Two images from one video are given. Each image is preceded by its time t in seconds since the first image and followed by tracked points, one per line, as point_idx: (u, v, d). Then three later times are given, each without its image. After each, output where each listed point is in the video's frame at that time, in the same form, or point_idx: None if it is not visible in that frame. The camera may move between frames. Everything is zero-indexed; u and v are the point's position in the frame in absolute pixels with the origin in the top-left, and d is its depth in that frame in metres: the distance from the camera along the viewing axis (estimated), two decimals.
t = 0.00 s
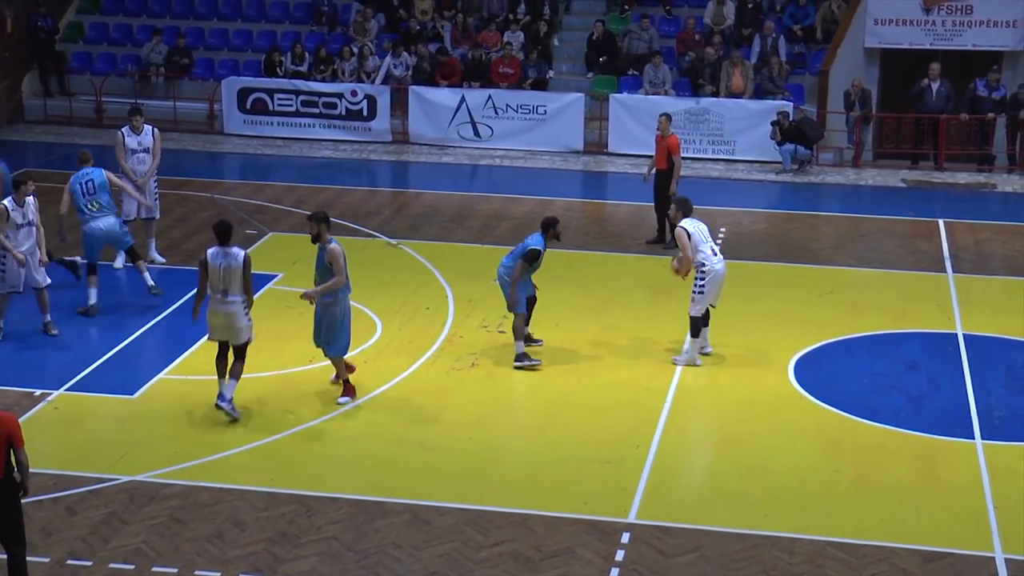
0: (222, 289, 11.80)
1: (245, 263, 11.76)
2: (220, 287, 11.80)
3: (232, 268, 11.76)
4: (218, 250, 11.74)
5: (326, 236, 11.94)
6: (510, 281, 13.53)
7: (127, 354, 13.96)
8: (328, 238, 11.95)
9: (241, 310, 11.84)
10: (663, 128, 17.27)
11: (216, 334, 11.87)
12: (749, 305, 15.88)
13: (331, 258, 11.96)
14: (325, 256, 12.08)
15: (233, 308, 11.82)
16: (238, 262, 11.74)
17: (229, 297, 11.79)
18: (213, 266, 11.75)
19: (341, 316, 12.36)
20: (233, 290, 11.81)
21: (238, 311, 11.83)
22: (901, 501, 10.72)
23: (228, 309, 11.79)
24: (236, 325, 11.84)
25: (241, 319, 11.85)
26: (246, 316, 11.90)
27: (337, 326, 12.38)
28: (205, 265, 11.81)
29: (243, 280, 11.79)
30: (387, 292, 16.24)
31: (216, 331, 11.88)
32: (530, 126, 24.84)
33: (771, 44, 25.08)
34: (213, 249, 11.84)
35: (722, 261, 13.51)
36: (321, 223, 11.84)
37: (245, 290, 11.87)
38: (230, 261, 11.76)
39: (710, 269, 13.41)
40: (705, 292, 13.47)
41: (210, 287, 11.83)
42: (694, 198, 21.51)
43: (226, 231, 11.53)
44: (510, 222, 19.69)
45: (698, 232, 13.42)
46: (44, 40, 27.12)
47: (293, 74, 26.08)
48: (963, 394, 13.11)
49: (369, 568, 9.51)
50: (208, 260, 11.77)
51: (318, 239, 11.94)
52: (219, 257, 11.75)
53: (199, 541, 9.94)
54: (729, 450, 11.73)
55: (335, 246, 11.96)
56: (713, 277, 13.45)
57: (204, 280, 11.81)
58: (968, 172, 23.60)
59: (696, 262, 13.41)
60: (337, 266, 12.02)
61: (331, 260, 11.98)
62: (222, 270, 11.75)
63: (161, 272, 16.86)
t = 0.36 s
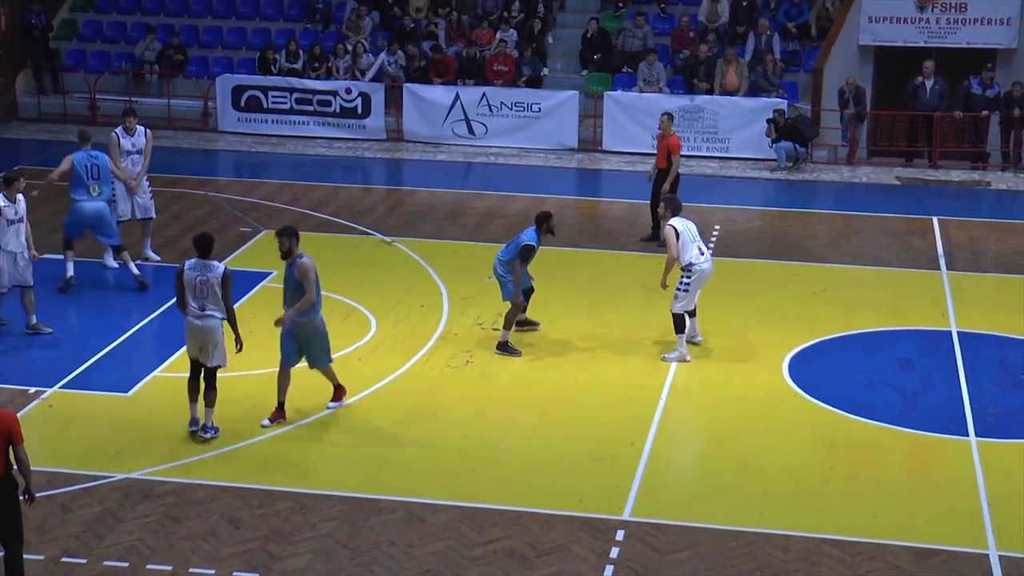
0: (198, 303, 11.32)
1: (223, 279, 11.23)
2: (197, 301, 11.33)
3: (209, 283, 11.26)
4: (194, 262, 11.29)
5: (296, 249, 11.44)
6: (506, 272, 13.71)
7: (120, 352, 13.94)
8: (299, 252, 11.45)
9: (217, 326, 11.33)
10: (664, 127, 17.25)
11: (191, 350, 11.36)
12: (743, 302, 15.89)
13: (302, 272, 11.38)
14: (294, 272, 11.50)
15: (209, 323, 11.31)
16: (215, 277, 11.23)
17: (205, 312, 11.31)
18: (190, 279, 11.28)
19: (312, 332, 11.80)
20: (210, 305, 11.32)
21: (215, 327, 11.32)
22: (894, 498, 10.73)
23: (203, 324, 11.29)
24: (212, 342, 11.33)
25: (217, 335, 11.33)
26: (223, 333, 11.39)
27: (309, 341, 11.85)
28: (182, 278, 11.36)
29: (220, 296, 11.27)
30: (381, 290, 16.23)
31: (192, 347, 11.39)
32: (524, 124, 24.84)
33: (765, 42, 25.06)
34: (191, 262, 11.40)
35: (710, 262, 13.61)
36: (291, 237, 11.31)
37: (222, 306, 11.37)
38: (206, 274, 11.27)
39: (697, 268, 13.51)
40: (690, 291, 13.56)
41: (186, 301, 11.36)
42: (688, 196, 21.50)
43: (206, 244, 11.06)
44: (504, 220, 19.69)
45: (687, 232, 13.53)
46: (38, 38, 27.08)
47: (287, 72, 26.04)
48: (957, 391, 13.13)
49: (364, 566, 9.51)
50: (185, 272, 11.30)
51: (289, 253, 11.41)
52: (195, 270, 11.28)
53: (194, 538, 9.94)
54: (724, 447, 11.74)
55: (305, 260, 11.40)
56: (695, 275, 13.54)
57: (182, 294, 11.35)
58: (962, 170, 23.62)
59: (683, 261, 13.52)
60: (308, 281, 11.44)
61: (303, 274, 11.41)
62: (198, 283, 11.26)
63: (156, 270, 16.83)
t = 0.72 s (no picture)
0: (174, 339, 10.47)
1: (197, 316, 10.35)
2: (171, 337, 10.47)
3: (183, 320, 10.38)
4: (168, 297, 10.37)
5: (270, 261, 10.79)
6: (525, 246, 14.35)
7: (117, 347, 13.94)
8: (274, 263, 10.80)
9: (193, 362, 10.54)
10: (668, 122, 17.23)
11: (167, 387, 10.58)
12: (742, 297, 15.89)
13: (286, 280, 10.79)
14: (270, 283, 10.88)
15: (185, 361, 10.51)
16: (188, 314, 10.35)
17: (180, 349, 10.48)
18: (163, 314, 10.40)
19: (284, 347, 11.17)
20: (185, 342, 10.47)
21: (190, 364, 10.53)
22: (892, 493, 10.74)
23: (178, 364, 10.49)
24: (189, 377, 10.59)
25: (193, 371, 10.58)
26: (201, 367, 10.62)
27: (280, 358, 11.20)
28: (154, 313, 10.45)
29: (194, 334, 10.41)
30: (379, 285, 16.23)
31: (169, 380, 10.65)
32: (522, 119, 24.85)
33: (763, 36, 25.13)
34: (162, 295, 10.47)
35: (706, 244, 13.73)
36: (265, 246, 10.64)
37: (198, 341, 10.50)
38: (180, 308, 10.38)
39: (689, 251, 13.67)
40: (685, 273, 13.75)
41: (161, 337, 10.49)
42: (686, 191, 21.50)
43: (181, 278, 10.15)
44: (502, 215, 19.68)
45: (681, 214, 13.71)
46: (36, 33, 27.09)
47: (285, 67, 26.00)
48: (955, 386, 13.13)
49: (362, 561, 9.52)
50: (160, 304, 10.43)
51: (264, 263, 10.76)
52: (169, 304, 10.38)
53: (192, 533, 9.94)
54: (721, 442, 11.74)
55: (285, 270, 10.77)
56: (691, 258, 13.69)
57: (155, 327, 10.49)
58: (960, 165, 23.61)
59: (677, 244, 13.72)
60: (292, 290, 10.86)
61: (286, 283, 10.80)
62: (172, 319, 10.39)
63: (154, 265, 16.85)
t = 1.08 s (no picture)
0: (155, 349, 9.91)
1: (184, 320, 9.90)
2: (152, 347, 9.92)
3: (167, 325, 9.87)
4: (154, 304, 9.89)
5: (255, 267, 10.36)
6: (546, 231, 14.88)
7: (114, 338, 13.93)
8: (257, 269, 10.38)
9: (174, 374, 9.94)
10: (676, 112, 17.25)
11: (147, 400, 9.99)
12: (739, 287, 15.91)
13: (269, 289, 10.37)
14: (253, 289, 10.46)
15: (166, 372, 9.92)
16: (175, 319, 9.88)
17: (161, 359, 9.90)
18: (146, 321, 9.89)
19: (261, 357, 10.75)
20: (166, 351, 9.91)
21: (171, 375, 9.93)
22: (889, 484, 10.76)
23: (159, 374, 9.89)
24: (169, 391, 9.94)
25: (174, 385, 9.94)
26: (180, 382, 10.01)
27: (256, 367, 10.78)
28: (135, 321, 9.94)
29: (178, 340, 9.91)
30: (377, 275, 16.23)
31: (145, 398, 9.98)
32: (520, 110, 24.83)
33: (761, 27, 25.09)
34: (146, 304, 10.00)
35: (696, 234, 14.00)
36: (249, 251, 10.20)
37: (181, 350, 9.98)
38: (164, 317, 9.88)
39: (679, 241, 13.94)
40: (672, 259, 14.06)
41: (140, 347, 9.93)
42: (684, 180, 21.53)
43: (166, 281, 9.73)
44: (499, 206, 19.69)
45: (676, 204, 13.95)
46: (33, 23, 27.10)
47: (282, 57, 26.00)
48: (952, 377, 13.15)
49: (360, 550, 9.53)
50: (140, 312, 9.92)
51: (248, 269, 10.35)
52: (154, 313, 9.89)
53: (190, 524, 9.94)
54: (719, 433, 11.75)
55: (269, 277, 10.38)
56: (687, 248, 14.00)
57: (133, 339, 9.93)
58: (958, 155, 23.57)
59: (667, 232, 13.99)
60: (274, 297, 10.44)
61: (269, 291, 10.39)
62: (155, 324, 9.87)
63: (151, 255, 16.84)
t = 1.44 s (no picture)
0: (140, 365, 9.56)
1: (172, 335, 9.57)
2: (136, 363, 9.56)
3: (154, 341, 9.53)
4: (138, 318, 9.54)
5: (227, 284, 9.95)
6: (560, 219, 15.39)
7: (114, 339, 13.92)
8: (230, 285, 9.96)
9: (161, 391, 9.61)
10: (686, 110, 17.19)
11: (131, 418, 9.65)
12: (739, 288, 15.91)
13: (242, 305, 9.95)
14: (225, 307, 10.02)
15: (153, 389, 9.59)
16: (162, 334, 9.54)
17: (148, 376, 9.56)
18: (131, 336, 9.52)
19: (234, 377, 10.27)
20: (152, 367, 9.57)
21: (158, 393, 9.60)
22: (889, 484, 10.76)
23: (146, 391, 9.55)
24: (155, 409, 9.61)
25: (160, 403, 9.63)
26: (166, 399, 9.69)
27: (230, 388, 10.30)
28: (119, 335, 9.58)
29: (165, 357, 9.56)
30: (377, 275, 16.23)
31: (129, 415, 9.65)
32: (520, 110, 24.83)
33: (761, 27, 25.09)
34: (128, 317, 9.63)
35: (691, 220, 14.55)
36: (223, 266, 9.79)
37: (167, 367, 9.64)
38: (149, 332, 9.53)
39: (675, 228, 14.50)
40: (670, 247, 14.58)
41: (125, 362, 9.58)
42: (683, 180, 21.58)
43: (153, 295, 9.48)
44: (499, 206, 19.69)
45: (673, 190, 14.47)
46: (33, 24, 27.11)
47: (282, 57, 26.01)
48: (952, 377, 13.15)
49: (360, 550, 9.53)
50: (125, 326, 9.56)
51: (220, 285, 9.92)
52: (139, 327, 9.53)
53: (190, 524, 9.94)
54: (719, 433, 11.74)
55: (242, 292, 9.96)
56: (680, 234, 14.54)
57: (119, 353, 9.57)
58: (958, 155, 23.57)
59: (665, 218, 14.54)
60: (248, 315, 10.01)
61: (242, 308, 9.96)
62: (143, 339, 9.51)
63: (151, 255, 16.85)
